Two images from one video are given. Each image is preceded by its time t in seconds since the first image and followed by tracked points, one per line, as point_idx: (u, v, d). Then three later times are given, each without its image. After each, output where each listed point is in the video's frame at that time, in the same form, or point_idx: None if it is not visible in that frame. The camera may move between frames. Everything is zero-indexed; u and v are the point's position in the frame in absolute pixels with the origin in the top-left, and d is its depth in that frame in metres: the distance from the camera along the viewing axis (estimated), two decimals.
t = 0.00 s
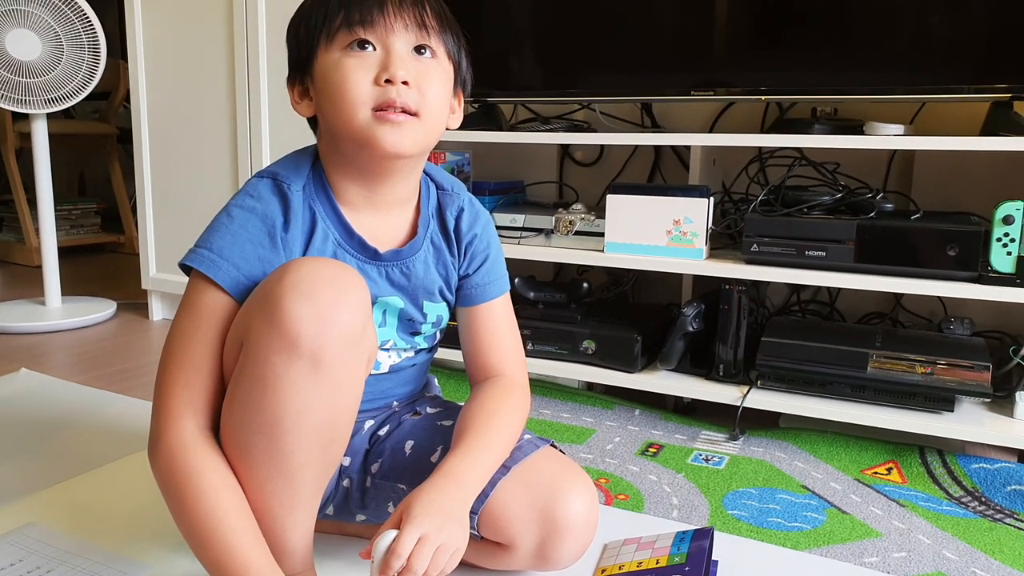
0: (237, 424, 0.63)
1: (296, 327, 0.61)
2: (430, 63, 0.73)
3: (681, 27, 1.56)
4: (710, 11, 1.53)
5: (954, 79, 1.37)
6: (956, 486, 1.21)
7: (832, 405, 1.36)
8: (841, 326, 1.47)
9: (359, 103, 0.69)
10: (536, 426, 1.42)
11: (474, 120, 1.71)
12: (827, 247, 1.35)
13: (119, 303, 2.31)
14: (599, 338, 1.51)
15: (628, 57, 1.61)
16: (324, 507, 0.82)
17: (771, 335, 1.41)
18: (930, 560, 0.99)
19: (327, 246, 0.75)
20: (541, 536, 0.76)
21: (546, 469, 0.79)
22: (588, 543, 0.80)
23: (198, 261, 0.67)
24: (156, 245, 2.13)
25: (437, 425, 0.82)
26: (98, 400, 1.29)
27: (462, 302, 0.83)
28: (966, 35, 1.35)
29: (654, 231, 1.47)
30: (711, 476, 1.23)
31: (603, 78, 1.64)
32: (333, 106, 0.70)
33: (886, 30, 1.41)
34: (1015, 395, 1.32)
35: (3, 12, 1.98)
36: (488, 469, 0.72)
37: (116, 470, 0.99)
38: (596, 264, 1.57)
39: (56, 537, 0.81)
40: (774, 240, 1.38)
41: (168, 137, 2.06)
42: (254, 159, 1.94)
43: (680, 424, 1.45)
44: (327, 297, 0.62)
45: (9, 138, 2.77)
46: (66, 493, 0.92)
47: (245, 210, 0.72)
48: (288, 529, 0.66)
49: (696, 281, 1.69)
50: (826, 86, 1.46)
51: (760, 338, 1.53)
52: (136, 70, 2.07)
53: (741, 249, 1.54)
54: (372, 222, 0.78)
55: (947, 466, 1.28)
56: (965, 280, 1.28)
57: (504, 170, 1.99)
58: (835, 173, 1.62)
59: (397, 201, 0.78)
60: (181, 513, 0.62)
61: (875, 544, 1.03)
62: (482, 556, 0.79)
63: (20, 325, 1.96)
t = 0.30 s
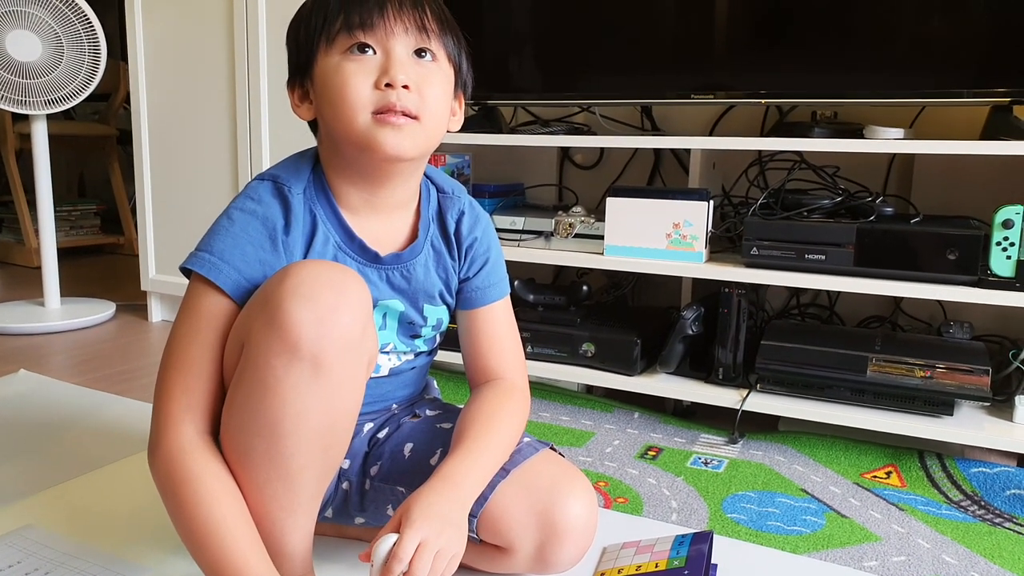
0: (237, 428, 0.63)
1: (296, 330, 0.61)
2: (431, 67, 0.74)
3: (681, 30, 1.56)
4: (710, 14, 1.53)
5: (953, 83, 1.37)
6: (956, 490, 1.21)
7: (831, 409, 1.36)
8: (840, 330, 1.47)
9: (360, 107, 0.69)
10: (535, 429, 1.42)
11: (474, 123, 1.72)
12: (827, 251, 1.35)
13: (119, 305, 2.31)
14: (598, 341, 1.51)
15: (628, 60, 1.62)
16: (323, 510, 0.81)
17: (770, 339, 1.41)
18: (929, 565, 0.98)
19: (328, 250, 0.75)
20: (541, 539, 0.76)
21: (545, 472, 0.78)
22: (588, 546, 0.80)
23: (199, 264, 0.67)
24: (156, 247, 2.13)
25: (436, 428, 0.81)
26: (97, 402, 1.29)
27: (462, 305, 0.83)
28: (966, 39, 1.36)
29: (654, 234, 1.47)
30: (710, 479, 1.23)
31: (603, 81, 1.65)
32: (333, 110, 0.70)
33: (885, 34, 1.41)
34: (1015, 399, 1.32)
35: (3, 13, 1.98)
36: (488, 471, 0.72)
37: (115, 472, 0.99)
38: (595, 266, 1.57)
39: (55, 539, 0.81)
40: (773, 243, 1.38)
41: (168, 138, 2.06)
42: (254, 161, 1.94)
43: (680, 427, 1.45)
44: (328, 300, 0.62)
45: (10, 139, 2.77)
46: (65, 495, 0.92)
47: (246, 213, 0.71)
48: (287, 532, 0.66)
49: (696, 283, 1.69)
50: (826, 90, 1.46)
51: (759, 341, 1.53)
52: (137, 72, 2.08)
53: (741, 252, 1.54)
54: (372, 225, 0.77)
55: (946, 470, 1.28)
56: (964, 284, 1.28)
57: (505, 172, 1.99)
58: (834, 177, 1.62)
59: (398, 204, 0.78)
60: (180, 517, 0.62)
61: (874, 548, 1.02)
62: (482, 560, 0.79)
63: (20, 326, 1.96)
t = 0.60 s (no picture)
0: (239, 430, 0.63)
1: (299, 333, 0.61)
2: (432, 70, 0.73)
3: (681, 33, 1.56)
4: (709, 17, 1.53)
5: (953, 85, 1.37)
6: (956, 493, 1.20)
7: (831, 411, 1.36)
8: (840, 332, 1.47)
9: (361, 111, 0.69)
10: (535, 431, 1.42)
11: (474, 125, 1.73)
12: (826, 253, 1.35)
13: (119, 307, 2.31)
14: (598, 344, 1.51)
15: (628, 62, 1.62)
16: (323, 512, 0.81)
17: (770, 341, 1.41)
18: (930, 568, 0.98)
19: (329, 252, 0.75)
20: (541, 542, 0.76)
21: (545, 474, 0.78)
22: (587, 550, 0.79)
23: (200, 266, 0.67)
24: (156, 249, 2.13)
25: (436, 430, 0.81)
26: (96, 404, 1.29)
27: (464, 308, 0.83)
28: (965, 41, 1.36)
29: (653, 236, 1.47)
30: (711, 482, 1.22)
31: (602, 83, 1.65)
32: (335, 114, 0.70)
33: (885, 37, 1.41)
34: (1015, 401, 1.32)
35: (4, 16, 1.98)
36: (488, 473, 0.71)
37: (114, 474, 0.99)
38: (594, 269, 1.57)
39: (54, 541, 0.80)
40: (773, 246, 1.38)
41: (168, 141, 2.06)
42: (254, 164, 1.94)
43: (680, 430, 1.45)
44: (330, 303, 0.62)
45: (10, 142, 2.77)
46: (64, 496, 0.92)
47: (248, 216, 0.71)
48: (288, 534, 0.66)
49: (696, 286, 1.69)
50: (826, 92, 1.46)
51: (759, 343, 1.53)
52: (137, 74, 2.08)
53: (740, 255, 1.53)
54: (374, 228, 0.77)
55: (947, 473, 1.27)
56: (965, 287, 1.28)
57: (505, 175, 1.99)
58: (834, 179, 1.62)
59: (399, 207, 0.78)
60: (181, 519, 0.62)
61: (875, 551, 1.02)
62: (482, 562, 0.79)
63: (20, 328, 1.96)
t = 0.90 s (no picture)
0: (241, 430, 0.62)
1: (303, 334, 0.61)
2: (435, 72, 0.73)
3: (681, 34, 1.56)
4: (710, 18, 1.53)
5: (953, 87, 1.37)
6: (956, 495, 1.20)
7: (831, 413, 1.35)
8: (840, 334, 1.47)
9: (365, 112, 0.69)
10: (534, 433, 1.42)
11: (475, 127, 1.73)
12: (827, 255, 1.35)
13: (119, 308, 2.31)
14: (598, 345, 1.51)
15: (628, 64, 1.62)
16: (323, 513, 0.81)
17: (771, 343, 1.41)
18: (930, 570, 0.98)
19: (332, 254, 0.75)
20: (540, 543, 0.76)
21: (545, 475, 0.78)
22: (587, 551, 0.79)
23: (204, 266, 0.67)
24: (156, 250, 2.13)
25: (436, 431, 0.81)
26: (96, 404, 1.29)
27: (465, 309, 0.82)
28: (965, 43, 1.36)
29: (653, 237, 1.47)
30: (710, 484, 1.22)
31: (603, 84, 1.65)
32: (339, 115, 0.70)
33: (885, 38, 1.41)
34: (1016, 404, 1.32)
35: (5, 17, 1.98)
36: (489, 474, 0.71)
37: (114, 474, 0.99)
38: (594, 270, 1.57)
39: (53, 541, 0.80)
40: (773, 247, 1.38)
41: (169, 141, 2.06)
42: (254, 165, 1.94)
43: (680, 432, 1.45)
44: (333, 303, 0.62)
45: (10, 142, 2.77)
46: (63, 496, 0.92)
47: (252, 216, 0.71)
48: (290, 536, 0.65)
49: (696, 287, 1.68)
50: (826, 94, 1.46)
51: (759, 345, 1.53)
52: (138, 75, 2.08)
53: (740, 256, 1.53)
54: (376, 229, 0.77)
55: (947, 475, 1.27)
56: (965, 289, 1.28)
57: (505, 176, 1.99)
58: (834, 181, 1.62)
59: (402, 209, 0.77)
60: (183, 519, 0.62)
61: (875, 553, 1.02)
62: (482, 562, 0.79)
63: (20, 328, 1.96)
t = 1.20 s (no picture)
0: (244, 433, 0.63)
1: (307, 337, 0.61)
2: (439, 78, 0.73)
3: (681, 37, 1.56)
4: (709, 21, 1.53)
5: (953, 89, 1.37)
6: (957, 497, 1.20)
7: (832, 415, 1.35)
8: (841, 336, 1.47)
9: (368, 117, 0.69)
10: (535, 435, 1.42)
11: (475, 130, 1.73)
12: (826, 257, 1.35)
13: (119, 310, 2.31)
14: (598, 347, 1.51)
15: (628, 66, 1.62)
16: (324, 515, 0.81)
17: (771, 345, 1.41)
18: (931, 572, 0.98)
19: (335, 257, 0.75)
20: (541, 546, 0.76)
21: (547, 477, 0.78)
22: (588, 554, 0.79)
23: (208, 270, 0.67)
24: (157, 252, 2.13)
25: (438, 433, 0.81)
26: (96, 407, 1.29)
27: (467, 312, 0.83)
28: (965, 45, 1.36)
29: (653, 239, 1.47)
30: (710, 486, 1.22)
31: (602, 87, 1.65)
32: (342, 120, 0.70)
33: (884, 41, 1.41)
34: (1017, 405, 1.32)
35: (7, 21, 1.98)
36: (490, 477, 0.71)
37: (115, 477, 0.99)
38: (594, 272, 1.57)
39: (54, 544, 0.80)
40: (773, 249, 1.38)
41: (170, 144, 2.07)
42: (254, 168, 1.94)
43: (680, 434, 1.45)
44: (337, 307, 0.62)
45: (11, 145, 2.77)
46: (65, 499, 0.92)
47: (255, 219, 0.71)
48: (292, 539, 0.65)
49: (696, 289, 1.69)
50: (825, 96, 1.46)
51: (760, 346, 1.53)
52: (138, 78, 2.08)
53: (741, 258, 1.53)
54: (379, 233, 0.77)
55: (948, 477, 1.27)
56: (965, 291, 1.28)
57: (505, 178, 1.99)
58: (834, 183, 1.62)
59: (405, 212, 0.78)
60: (186, 521, 0.62)
61: (875, 555, 1.02)
62: (484, 564, 0.79)
63: (20, 331, 1.96)
